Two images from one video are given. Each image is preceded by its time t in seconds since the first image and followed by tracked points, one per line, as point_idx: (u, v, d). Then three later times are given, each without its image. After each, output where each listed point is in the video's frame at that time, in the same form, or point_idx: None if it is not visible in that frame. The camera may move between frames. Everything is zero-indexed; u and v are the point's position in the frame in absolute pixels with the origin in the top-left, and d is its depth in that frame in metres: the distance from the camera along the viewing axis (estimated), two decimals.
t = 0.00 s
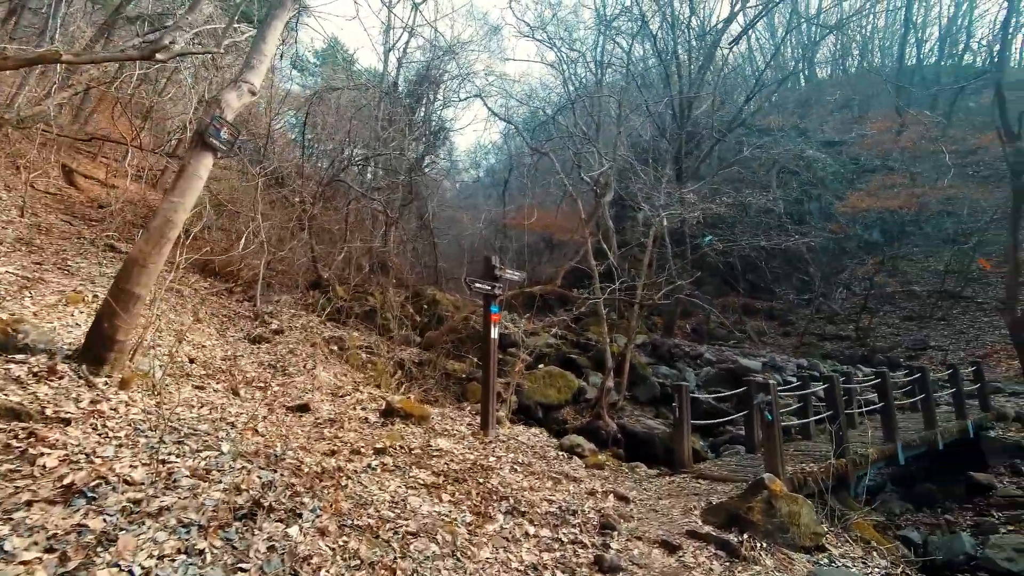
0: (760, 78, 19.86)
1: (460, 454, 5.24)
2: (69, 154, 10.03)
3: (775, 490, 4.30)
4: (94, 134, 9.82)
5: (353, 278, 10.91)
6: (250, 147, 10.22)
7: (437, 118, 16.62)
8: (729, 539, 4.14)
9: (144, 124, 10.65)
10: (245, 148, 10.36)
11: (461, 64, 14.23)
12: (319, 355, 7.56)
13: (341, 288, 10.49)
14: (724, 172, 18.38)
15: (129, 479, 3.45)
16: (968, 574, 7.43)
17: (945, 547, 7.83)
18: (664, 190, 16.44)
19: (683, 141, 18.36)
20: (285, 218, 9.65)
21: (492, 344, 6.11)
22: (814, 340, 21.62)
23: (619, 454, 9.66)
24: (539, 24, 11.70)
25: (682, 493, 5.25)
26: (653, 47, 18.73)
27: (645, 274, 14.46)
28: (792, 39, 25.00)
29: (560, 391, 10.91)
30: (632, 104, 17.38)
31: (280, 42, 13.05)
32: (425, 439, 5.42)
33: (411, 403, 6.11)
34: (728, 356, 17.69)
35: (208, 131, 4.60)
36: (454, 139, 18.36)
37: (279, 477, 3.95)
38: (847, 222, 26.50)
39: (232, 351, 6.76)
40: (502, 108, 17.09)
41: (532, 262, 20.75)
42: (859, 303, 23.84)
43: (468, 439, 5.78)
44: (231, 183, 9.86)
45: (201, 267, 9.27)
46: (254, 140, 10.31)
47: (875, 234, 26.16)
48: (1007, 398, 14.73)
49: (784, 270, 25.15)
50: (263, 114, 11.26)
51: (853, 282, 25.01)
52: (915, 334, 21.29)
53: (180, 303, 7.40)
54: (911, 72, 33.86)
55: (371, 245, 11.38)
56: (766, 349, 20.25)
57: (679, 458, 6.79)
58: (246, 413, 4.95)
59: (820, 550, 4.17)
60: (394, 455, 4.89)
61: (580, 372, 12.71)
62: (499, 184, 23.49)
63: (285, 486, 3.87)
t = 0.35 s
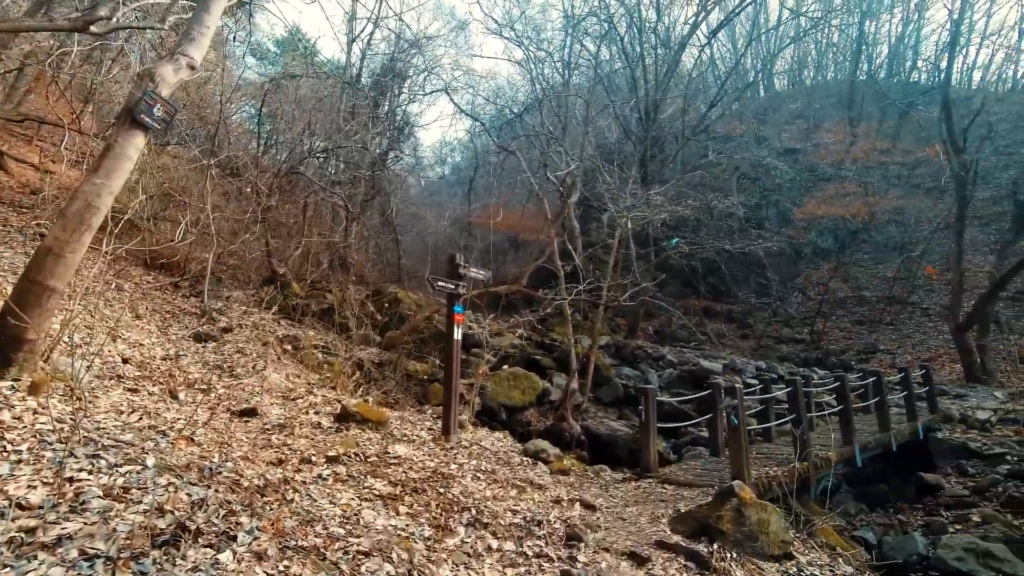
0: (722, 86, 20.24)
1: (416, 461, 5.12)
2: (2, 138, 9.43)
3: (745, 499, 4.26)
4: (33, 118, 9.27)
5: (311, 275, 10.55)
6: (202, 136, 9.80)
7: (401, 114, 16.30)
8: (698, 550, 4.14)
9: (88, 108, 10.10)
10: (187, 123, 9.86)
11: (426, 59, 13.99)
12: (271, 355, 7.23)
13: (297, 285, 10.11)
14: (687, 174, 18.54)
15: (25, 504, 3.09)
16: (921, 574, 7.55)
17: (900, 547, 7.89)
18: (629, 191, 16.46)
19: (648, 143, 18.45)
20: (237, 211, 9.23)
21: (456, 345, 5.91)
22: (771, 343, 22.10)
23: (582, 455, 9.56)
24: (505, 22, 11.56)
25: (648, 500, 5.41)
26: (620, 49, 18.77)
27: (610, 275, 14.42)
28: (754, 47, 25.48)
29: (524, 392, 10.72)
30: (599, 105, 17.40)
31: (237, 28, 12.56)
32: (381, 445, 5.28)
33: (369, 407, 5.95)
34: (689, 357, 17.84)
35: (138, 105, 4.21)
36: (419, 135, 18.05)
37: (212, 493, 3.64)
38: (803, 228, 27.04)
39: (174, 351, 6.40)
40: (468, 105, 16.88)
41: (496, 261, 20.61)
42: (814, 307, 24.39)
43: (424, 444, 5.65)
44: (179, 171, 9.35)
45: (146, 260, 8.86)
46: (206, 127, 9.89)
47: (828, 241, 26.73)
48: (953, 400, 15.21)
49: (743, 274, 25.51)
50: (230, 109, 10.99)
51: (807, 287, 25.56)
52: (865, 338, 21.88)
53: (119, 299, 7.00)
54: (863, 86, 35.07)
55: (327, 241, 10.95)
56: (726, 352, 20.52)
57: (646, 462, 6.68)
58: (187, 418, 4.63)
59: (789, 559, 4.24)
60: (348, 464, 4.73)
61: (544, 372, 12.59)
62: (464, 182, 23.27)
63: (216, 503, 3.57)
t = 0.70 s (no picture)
0: (700, 88, 20.26)
1: (383, 473, 4.89)
2: None
3: (733, 513, 4.45)
4: None
5: (278, 270, 10.13)
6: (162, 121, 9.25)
7: (377, 108, 15.85)
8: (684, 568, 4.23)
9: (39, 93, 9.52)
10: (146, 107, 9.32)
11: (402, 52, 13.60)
12: (232, 357, 6.86)
13: (263, 282, 9.66)
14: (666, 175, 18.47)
15: None
16: None
17: (878, 552, 7.83)
18: (607, 191, 16.29)
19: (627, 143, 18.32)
20: (200, 204, 8.76)
21: (428, 347, 5.64)
22: (745, 344, 22.22)
23: (559, 459, 9.35)
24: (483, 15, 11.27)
25: (629, 510, 5.49)
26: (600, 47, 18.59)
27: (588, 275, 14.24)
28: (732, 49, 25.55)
29: (499, 394, 10.44)
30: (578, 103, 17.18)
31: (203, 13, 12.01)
32: (344, 456, 5.04)
33: (334, 414, 5.72)
34: (665, 358, 17.80)
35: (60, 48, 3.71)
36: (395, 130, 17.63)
37: (136, 521, 3.35)
38: (778, 229, 27.22)
39: (121, 352, 6.06)
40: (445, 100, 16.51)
41: (473, 260, 20.35)
42: (787, 309, 24.58)
43: (392, 455, 5.41)
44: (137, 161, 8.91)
45: (98, 251, 8.36)
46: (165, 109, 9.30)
47: (801, 243, 26.97)
48: (923, 401, 15.35)
49: (719, 274, 25.54)
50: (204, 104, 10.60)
51: (780, 289, 25.75)
52: (837, 340, 22.10)
53: (62, 295, 6.66)
54: (835, 92, 35.59)
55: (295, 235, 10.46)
56: (701, 353, 20.53)
57: (625, 468, 6.45)
58: (123, 428, 4.32)
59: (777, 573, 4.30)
60: (307, 477, 4.50)
61: (520, 374, 12.35)
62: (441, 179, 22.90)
63: (139, 533, 3.27)
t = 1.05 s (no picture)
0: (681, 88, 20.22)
1: (352, 477, 4.67)
2: None
3: (723, 518, 4.34)
4: None
5: (249, 266, 9.79)
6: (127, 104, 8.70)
7: (355, 102, 15.52)
8: None
9: None
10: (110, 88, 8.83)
11: (381, 45, 13.31)
12: (195, 354, 6.54)
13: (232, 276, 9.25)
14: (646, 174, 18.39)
15: None
16: None
17: (860, 554, 7.73)
18: (589, 188, 16.14)
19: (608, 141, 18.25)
20: (166, 195, 8.38)
21: (403, 344, 5.41)
22: (723, 344, 22.25)
23: (539, 460, 9.14)
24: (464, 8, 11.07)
25: (613, 515, 5.34)
26: (582, 45, 18.48)
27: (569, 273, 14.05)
28: (713, 50, 25.62)
29: (478, 394, 10.18)
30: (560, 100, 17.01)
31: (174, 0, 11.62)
32: (309, 460, 4.80)
33: (302, 415, 5.48)
34: (645, 358, 17.69)
35: None
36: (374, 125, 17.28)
37: (50, 539, 3.02)
38: (756, 229, 27.35)
39: (71, 348, 5.75)
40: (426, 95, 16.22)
41: (453, 258, 20.10)
42: (765, 309, 24.68)
43: (362, 458, 5.16)
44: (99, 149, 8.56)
45: (55, 243, 8.00)
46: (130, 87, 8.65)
47: (779, 244, 27.15)
48: (899, 401, 15.42)
49: (698, 275, 25.55)
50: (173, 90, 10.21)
51: (759, 290, 25.86)
52: (813, 340, 22.23)
53: (8, 287, 6.32)
54: (812, 96, 35.99)
55: (267, 227, 10.04)
56: (681, 353, 20.49)
57: (607, 472, 6.27)
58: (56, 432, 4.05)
59: None
60: (267, 483, 4.27)
61: (500, 373, 12.11)
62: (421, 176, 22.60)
63: (53, 553, 2.95)
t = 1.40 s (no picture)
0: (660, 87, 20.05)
1: (309, 489, 4.40)
2: None
3: (716, 531, 4.17)
4: None
5: (211, 259, 9.33)
6: (75, 82, 8.03)
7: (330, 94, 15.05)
8: None
9: None
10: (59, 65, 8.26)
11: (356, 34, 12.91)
12: (145, 351, 6.14)
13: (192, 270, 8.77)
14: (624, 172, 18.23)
15: None
16: None
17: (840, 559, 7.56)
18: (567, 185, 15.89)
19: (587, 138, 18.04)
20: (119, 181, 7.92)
21: (370, 340, 5.06)
22: (699, 344, 22.23)
23: (515, 463, 8.86)
24: None
25: (595, 526, 5.07)
26: (562, 40, 18.24)
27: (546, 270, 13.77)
28: (692, 50, 25.64)
29: (452, 395, 9.84)
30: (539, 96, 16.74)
31: None
32: (262, 469, 4.56)
33: (260, 420, 5.21)
34: (623, 357, 17.50)
35: None
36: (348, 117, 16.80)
37: None
38: (733, 228, 27.39)
39: None
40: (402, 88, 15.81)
41: (428, 255, 19.69)
42: (741, 310, 24.71)
43: (324, 467, 4.90)
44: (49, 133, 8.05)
45: None
46: (76, 61, 7.92)
47: (753, 245, 27.31)
48: (874, 401, 15.44)
49: (675, 275, 25.46)
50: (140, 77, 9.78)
51: (734, 291, 25.89)
52: (787, 341, 22.32)
53: None
54: (788, 100, 36.32)
55: (230, 219, 9.56)
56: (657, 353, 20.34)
57: (587, 478, 5.99)
58: None
59: None
60: (211, 498, 4.02)
61: (475, 373, 11.76)
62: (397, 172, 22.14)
63: None
